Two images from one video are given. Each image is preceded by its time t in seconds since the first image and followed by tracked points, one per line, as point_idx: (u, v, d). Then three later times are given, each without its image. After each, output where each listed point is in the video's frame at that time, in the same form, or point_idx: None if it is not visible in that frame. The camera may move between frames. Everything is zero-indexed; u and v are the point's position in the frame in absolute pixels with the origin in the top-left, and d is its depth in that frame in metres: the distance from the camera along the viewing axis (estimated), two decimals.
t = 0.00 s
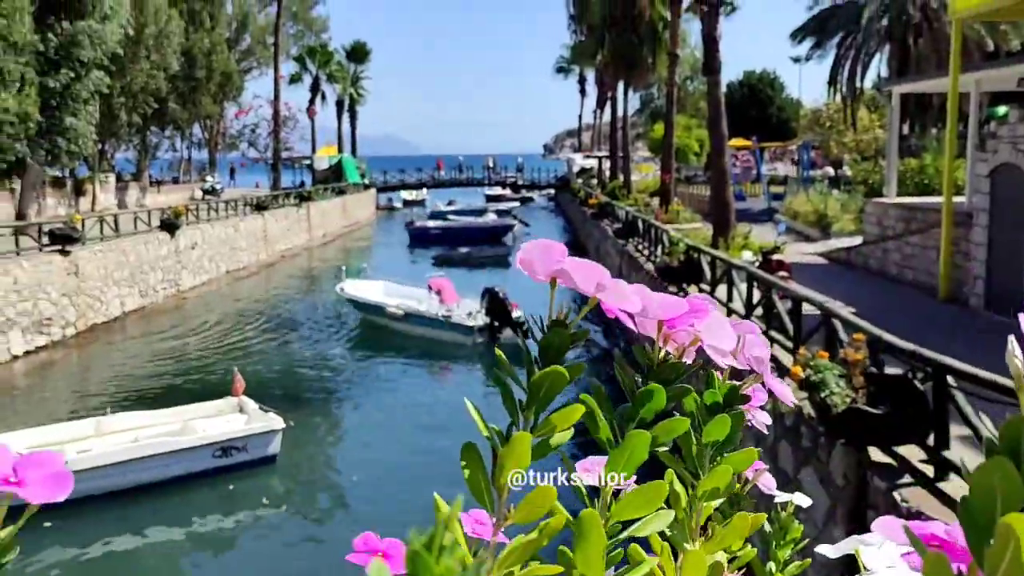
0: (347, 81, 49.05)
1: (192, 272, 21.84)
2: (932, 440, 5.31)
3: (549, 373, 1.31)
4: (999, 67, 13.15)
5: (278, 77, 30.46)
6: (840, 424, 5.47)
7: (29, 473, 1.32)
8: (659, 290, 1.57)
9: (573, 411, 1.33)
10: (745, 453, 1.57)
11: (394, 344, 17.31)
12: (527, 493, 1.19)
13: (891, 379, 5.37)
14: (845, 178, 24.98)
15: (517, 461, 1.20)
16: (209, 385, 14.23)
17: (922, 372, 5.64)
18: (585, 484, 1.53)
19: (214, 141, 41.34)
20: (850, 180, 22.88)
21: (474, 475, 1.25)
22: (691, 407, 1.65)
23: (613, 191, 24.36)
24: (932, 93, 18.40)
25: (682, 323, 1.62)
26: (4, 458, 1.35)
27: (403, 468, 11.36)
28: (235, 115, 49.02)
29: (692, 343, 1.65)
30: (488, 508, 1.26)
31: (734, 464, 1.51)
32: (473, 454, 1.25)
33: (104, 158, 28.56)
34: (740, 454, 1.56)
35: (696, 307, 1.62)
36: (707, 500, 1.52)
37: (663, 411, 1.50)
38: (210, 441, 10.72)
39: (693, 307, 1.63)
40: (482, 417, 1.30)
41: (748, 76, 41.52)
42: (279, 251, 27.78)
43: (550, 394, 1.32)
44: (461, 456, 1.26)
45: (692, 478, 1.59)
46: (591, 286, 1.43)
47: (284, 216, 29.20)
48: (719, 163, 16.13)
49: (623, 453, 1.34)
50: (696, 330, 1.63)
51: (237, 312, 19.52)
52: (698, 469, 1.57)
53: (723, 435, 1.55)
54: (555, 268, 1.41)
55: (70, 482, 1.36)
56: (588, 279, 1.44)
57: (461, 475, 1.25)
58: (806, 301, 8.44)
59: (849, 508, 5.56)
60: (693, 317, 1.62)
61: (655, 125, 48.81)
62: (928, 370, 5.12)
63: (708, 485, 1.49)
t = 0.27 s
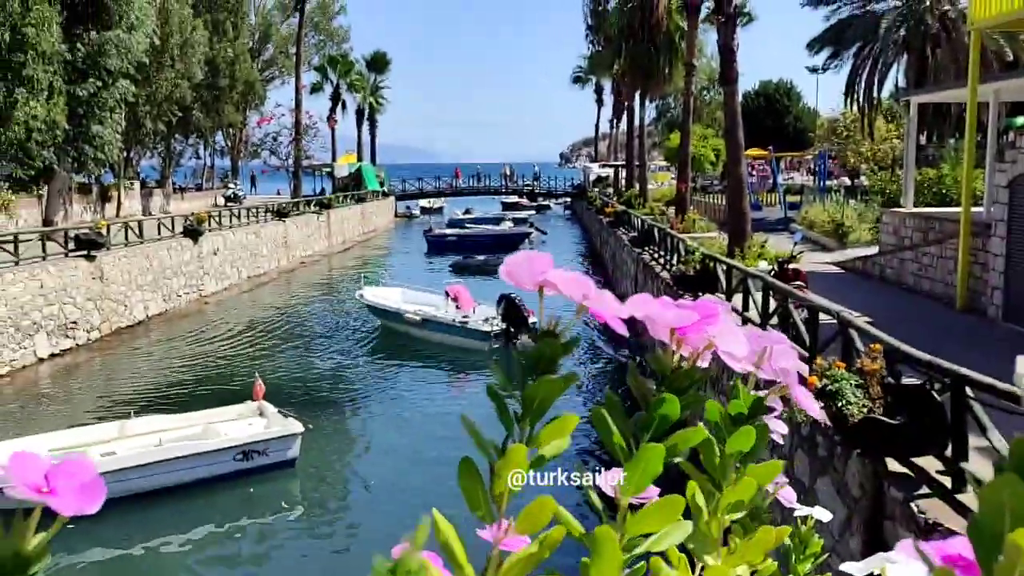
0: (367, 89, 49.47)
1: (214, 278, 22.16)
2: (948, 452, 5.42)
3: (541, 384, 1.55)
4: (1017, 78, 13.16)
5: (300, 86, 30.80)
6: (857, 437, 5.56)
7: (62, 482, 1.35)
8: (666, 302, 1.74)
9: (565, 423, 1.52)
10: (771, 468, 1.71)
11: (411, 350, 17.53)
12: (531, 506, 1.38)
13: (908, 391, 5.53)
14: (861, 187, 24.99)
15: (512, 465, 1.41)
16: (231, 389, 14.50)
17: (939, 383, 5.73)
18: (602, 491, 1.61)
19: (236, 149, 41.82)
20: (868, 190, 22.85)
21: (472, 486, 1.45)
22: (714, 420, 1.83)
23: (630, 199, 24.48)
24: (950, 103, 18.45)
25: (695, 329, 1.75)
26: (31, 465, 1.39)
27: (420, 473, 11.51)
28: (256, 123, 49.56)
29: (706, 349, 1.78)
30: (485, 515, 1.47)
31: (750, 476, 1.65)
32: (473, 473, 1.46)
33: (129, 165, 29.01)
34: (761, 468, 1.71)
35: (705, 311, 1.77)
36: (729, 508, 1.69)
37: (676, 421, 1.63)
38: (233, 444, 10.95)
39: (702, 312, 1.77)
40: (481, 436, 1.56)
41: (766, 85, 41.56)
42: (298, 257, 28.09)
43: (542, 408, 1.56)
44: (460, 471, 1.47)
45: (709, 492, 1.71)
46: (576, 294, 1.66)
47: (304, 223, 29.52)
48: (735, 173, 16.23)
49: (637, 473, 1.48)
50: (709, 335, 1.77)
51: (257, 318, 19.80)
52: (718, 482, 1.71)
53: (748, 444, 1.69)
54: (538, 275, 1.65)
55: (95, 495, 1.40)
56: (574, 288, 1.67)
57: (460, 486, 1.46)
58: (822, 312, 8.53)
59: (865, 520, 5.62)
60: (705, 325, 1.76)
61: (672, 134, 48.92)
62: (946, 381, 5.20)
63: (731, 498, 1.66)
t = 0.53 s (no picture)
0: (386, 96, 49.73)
1: (233, 283, 22.35)
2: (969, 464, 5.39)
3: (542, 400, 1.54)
4: None
5: (320, 93, 31.02)
6: (878, 448, 5.52)
7: (71, 504, 1.40)
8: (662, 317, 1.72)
9: (570, 439, 1.55)
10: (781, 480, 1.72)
11: (428, 356, 17.59)
12: (537, 524, 1.47)
13: (929, 404, 5.45)
14: (882, 196, 24.84)
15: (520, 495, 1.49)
16: (250, 393, 14.61)
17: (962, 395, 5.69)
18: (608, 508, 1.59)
19: (256, 155, 42.15)
20: (888, 199, 22.72)
21: (477, 502, 1.50)
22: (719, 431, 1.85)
23: (649, 207, 24.46)
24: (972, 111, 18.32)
25: (686, 345, 1.72)
26: (41, 487, 1.43)
27: (436, 478, 11.55)
28: (277, 129, 49.96)
29: (699, 364, 1.74)
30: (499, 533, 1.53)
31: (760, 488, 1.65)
32: (479, 491, 1.50)
33: (151, 171, 29.31)
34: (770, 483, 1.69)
35: (699, 326, 1.74)
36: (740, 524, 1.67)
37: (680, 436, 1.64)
38: (252, 449, 11.02)
39: (695, 327, 1.74)
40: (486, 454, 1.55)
41: (785, 93, 41.40)
42: (317, 263, 28.27)
43: (545, 425, 1.55)
44: (466, 490, 1.51)
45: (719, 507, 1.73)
46: (580, 307, 1.66)
47: (323, 229, 29.70)
48: (755, 181, 16.19)
49: (637, 494, 1.45)
50: (703, 348, 1.75)
51: (276, 323, 19.94)
52: (728, 495, 1.73)
53: (754, 458, 1.71)
54: (542, 289, 1.65)
55: (103, 515, 1.45)
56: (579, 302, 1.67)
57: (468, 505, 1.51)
58: (842, 322, 8.49)
59: (885, 531, 5.59)
60: (700, 337, 1.74)
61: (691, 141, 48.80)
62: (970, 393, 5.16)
63: (739, 512, 1.65)
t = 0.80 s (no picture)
0: (405, 104, 49.94)
1: (252, 289, 22.50)
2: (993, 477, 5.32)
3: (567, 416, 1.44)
4: None
5: (340, 100, 31.17)
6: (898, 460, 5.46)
7: (135, 503, 1.40)
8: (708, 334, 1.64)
9: (595, 450, 1.42)
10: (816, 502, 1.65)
11: (445, 363, 17.62)
12: (563, 539, 1.41)
13: (951, 417, 5.38)
14: (903, 206, 24.64)
15: (543, 509, 1.38)
16: (268, 398, 14.69)
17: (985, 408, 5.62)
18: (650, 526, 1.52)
19: (276, 162, 42.42)
20: (909, 209, 22.53)
21: (500, 517, 1.40)
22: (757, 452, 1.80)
23: (667, 216, 24.41)
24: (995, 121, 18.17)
25: (738, 365, 1.63)
26: (107, 488, 1.44)
27: (454, 486, 11.50)
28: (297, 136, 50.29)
29: (749, 384, 1.66)
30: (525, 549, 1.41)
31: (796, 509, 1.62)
32: (501, 506, 1.40)
33: (172, 177, 29.58)
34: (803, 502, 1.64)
35: (751, 345, 1.66)
36: (773, 545, 1.62)
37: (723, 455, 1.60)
38: (271, 454, 11.08)
39: (748, 346, 1.66)
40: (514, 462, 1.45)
41: (806, 102, 41.21)
42: (335, 269, 28.40)
43: (570, 437, 1.44)
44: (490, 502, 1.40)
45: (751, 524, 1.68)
46: (601, 319, 1.56)
47: (342, 236, 29.83)
48: (774, 190, 16.12)
49: (680, 514, 1.34)
50: (754, 369, 1.65)
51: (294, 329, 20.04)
52: (761, 514, 1.69)
53: (789, 478, 1.69)
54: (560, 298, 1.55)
55: (167, 516, 1.44)
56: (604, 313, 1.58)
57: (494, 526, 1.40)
58: (863, 332, 8.43)
59: (906, 545, 5.53)
60: (750, 358, 1.65)
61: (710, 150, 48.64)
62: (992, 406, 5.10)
63: (772, 533, 1.61)
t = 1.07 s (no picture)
0: (423, 111, 50.15)
1: (270, 294, 22.64)
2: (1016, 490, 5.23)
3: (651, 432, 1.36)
4: None
5: (359, 107, 31.35)
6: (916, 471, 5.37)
7: (188, 509, 1.29)
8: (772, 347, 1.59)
9: (677, 470, 1.35)
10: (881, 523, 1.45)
11: (461, 369, 17.64)
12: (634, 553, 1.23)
13: (972, 428, 5.24)
14: (923, 215, 24.47)
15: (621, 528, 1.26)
16: (285, 403, 14.75)
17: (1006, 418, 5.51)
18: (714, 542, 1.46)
19: (295, 168, 42.71)
20: (930, 218, 22.37)
21: (577, 529, 1.28)
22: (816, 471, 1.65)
23: (685, 224, 24.36)
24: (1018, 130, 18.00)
25: (799, 377, 1.57)
26: (161, 489, 1.32)
27: (470, 492, 11.47)
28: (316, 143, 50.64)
29: (811, 398, 1.59)
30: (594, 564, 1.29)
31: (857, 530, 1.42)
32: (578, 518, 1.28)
33: (192, 183, 29.86)
34: (864, 522, 1.44)
35: (813, 359, 1.61)
36: (829, 566, 1.45)
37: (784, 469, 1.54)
38: (288, 457, 11.12)
39: (808, 360, 1.61)
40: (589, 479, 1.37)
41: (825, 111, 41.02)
42: (352, 275, 28.53)
43: (651, 453, 1.37)
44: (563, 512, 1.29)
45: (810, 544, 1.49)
46: (695, 341, 1.41)
47: (359, 242, 29.98)
48: (793, 198, 16.04)
49: (732, 518, 1.33)
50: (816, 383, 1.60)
51: (311, 334, 20.13)
52: (820, 536, 1.51)
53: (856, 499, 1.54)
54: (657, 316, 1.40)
55: (218, 525, 1.32)
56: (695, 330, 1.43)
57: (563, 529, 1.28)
58: (883, 343, 8.34)
59: (926, 558, 5.45)
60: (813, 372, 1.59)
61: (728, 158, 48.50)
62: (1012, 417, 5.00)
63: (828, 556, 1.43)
